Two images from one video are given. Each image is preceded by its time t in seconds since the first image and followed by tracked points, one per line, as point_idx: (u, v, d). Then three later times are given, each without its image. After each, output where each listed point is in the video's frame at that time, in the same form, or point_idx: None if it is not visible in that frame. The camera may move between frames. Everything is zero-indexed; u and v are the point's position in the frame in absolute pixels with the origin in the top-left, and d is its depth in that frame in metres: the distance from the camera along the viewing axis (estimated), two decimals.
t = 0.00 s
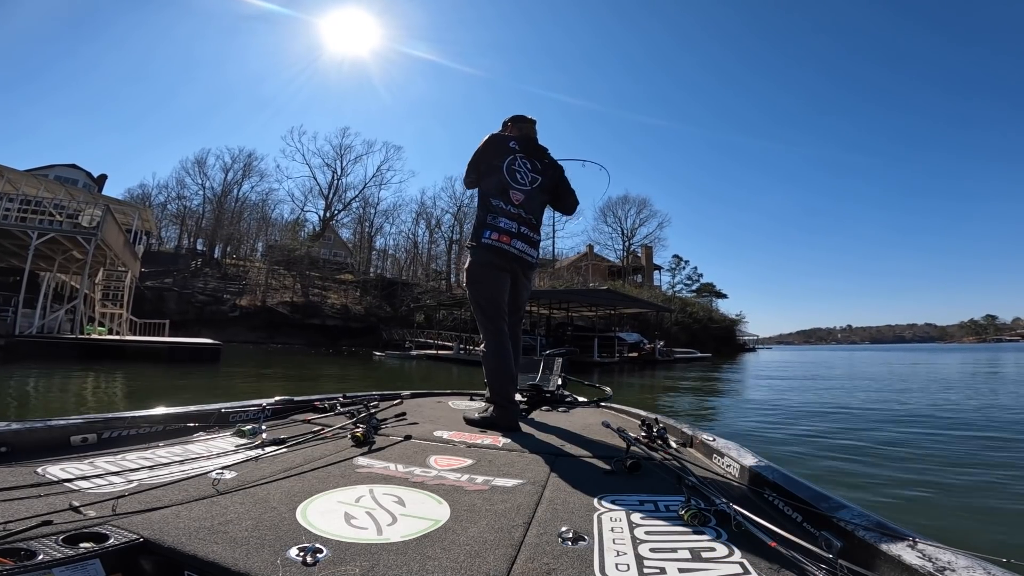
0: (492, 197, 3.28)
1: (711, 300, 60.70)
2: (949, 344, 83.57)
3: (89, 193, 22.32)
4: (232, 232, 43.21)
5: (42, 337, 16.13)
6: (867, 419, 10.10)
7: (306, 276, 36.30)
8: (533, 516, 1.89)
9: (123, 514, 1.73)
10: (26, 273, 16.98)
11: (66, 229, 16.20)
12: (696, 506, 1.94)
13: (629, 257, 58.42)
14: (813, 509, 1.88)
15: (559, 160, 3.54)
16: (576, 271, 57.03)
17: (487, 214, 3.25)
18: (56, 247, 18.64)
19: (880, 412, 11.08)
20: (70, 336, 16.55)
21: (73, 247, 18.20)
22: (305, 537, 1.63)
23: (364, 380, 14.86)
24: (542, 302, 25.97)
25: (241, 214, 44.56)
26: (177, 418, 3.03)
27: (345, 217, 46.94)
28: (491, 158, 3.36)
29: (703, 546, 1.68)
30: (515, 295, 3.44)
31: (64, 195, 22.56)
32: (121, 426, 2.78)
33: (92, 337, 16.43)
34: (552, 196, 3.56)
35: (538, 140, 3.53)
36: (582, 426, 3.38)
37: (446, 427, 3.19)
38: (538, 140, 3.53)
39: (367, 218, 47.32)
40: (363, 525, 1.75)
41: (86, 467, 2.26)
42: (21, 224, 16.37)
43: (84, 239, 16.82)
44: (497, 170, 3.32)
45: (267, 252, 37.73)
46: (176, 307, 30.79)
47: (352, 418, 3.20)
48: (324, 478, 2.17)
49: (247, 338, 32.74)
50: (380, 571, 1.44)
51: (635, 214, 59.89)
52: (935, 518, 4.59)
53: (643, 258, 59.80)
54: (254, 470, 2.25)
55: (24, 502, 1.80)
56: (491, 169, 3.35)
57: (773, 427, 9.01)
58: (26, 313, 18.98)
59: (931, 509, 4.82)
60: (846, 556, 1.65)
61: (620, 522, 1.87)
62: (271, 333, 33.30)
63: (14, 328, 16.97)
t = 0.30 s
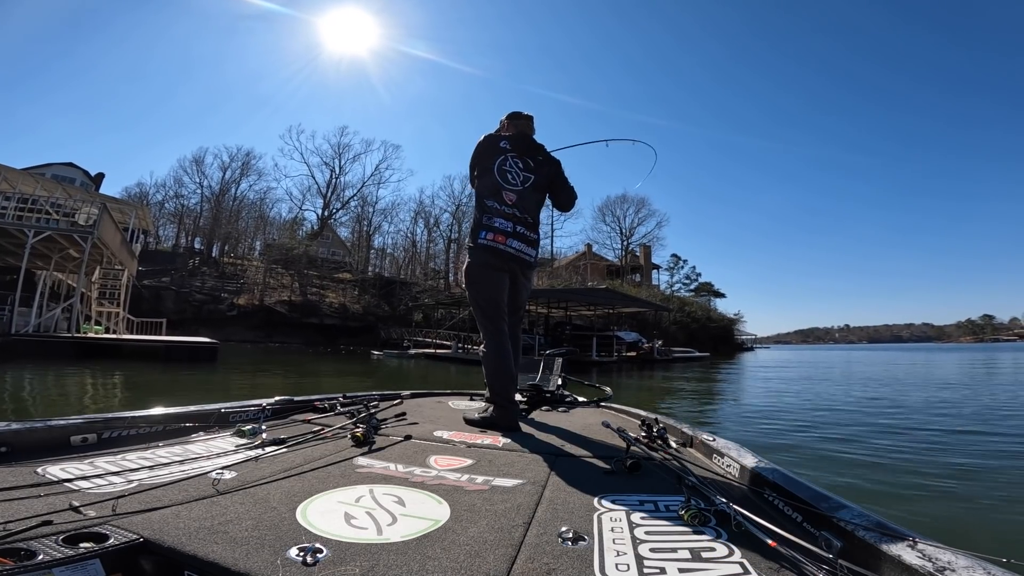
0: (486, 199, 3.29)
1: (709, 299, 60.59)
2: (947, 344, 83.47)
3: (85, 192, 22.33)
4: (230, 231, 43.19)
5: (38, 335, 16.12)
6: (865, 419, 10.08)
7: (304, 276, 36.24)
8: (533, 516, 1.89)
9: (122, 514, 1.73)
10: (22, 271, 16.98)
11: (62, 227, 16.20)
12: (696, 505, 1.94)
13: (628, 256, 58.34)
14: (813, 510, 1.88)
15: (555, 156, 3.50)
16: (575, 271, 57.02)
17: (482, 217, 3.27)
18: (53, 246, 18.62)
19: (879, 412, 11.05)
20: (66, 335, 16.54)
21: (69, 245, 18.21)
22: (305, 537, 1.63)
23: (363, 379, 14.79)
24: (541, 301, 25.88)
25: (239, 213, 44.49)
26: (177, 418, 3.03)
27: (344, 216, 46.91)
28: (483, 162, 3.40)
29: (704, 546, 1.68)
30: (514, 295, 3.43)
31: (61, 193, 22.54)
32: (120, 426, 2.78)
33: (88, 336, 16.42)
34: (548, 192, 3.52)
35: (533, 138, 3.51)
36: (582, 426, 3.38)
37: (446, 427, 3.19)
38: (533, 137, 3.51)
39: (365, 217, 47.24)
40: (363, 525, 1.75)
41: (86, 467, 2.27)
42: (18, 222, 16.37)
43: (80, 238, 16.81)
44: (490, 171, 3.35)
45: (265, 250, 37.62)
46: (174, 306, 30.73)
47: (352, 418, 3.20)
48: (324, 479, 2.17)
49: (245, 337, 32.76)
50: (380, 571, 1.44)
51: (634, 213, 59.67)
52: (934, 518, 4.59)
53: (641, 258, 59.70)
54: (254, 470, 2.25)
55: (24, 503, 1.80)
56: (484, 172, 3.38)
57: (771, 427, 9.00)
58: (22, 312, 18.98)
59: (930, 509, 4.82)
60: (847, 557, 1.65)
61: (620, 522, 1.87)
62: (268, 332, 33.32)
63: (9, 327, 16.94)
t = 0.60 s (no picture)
0: (482, 201, 3.31)
1: (707, 298, 60.55)
2: (943, 344, 83.78)
3: (82, 189, 22.43)
4: (228, 229, 43.15)
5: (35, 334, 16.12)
6: (861, 418, 10.10)
7: (303, 274, 36.15)
8: (533, 516, 1.89)
9: (122, 514, 1.73)
10: (18, 269, 16.97)
11: (58, 225, 16.20)
12: (696, 505, 1.94)
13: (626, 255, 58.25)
14: (813, 509, 1.88)
15: (549, 154, 3.47)
16: (574, 270, 57.00)
17: (477, 219, 3.30)
18: (50, 244, 18.62)
19: (875, 412, 11.07)
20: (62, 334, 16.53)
21: (66, 243, 18.22)
22: (306, 537, 1.63)
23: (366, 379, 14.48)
24: (538, 300, 25.84)
25: (237, 211, 44.41)
26: (177, 418, 3.03)
27: (341, 214, 46.92)
28: (477, 164, 3.43)
29: (703, 546, 1.68)
30: (513, 295, 3.42)
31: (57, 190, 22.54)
32: (120, 426, 2.78)
33: (84, 334, 16.42)
34: (545, 190, 3.48)
35: (528, 136, 3.49)
36: (582, 427, 3.38)
37: (446, 427, 3.19)
38: (529, 135, 3.49)
39: (363, 216, 47.07)
40: (363, 525, 1.75)
41: (86, 466, 2.26)
42: (14, 220, 16.37)
43: (77, 235, 16.80)
44: (484, 173, 3.38)
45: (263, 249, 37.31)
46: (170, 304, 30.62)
47: (352, 418, 3.20)
48: (324, 479, 2.17)
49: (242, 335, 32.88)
50: (380, 571, 1.44)
51: (633, 212, 59.36)
52: (931, 516, 4.60)
53: (640, 257, 59.66)
54: (254, 469, 2.25)
55: (24, 502, 1.81)
56: (479, 174, 3.41)
57: (767, 426, 9.03)
58: (19, 310, 19.01)
59: (927, 508, 4.82)
60: (846, 557, 1.65)
61: (620, 522, 1.87)
62: (266, 330, 33.48)
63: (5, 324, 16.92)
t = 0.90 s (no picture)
0: (515, 205, 3.27)
1: (624, 303, 61.73)
2: (871, 349, 85.63)
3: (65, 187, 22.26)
4: (120, 216, 38.81)
5: None
6: (832, 432, 10.28)
7: (204, 267, 34.97)
8: (533, 516, 1.89)
9: (123, 514, 1.73)
10: None
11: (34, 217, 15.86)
12: (697, 505, 1.94)
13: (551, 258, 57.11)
14: (813, 510, 1.88)
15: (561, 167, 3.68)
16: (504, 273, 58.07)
17: (508, 223, 3.23)
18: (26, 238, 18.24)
19: (834, 426, 11.18)
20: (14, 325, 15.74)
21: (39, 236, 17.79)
22: (306, 537, 1.63)
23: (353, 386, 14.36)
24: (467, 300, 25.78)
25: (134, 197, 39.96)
26: (177, 419, 3.03)
27: (254, 206, 45.95)
28: (515, 163, 3.31)
29: (704, 546, 1.68)
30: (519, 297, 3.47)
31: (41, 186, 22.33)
32: (120, 427, 2.78)
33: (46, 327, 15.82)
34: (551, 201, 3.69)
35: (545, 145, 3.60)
36: (581, 427, 3.38)
37: (446, 427, 3.19)
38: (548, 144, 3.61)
39: (280, 208, 45.88)
40: (363, 525, 1.75)
41: (86, 466, 2.26)
42: None
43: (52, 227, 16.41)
44: (522, 175, 3.32)
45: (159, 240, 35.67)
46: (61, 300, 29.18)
47: (353, 418, 3.20)
48: (324, 479, 2.17)
49: (132, 332, 31.65)
50: (380, 571, 1.44)
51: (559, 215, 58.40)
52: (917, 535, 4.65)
53: (566, 261, 58.01)
54: (254, 470, 2.25)
55: (24, 502, 1.80)
56: (513, 174, 3.31)
57: (751, 441, 9.10)
58: None
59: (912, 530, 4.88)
60: (849, 559, 1.64)
61: (620, 522, 1.88)
62: (160, 328, 32.31)
63: None
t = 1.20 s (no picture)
0: (514, 206, 3.27)
1: (621, 304, 61.80)
2: (865, 348, 85.86)
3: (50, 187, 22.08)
4: (114, 215, 38.67)
5: None
6: (819, 431, 10.38)
7: (199, 267, 34.86)
8: (534, 516, 1.89)
9: (124, 515, 1.73)
10: None
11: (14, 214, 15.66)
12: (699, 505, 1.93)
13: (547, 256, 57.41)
14: (814, 510, 1.88)
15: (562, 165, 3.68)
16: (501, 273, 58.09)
17: (508, 224, 3.24)
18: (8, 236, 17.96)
19: (821, 424, 11.24)
20: None
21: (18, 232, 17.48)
22: (306, 537, 1.63)
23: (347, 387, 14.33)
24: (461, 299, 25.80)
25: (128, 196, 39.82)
26: (179, 419, 3.04)
27: (249, 205, 45.69)
28: (512, 163, 3.29)
29: (705, 546, 1.67)
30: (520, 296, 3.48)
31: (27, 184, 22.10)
32: (121, 427, 2.77)
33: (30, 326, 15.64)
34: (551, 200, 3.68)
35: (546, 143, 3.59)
36: (581, 427, 3.38)
37: (447, 426, 3.19)
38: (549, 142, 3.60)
39: (275, 208, 45.66)
40: (363, 525, 1.75)
41: (87, 467, 2.26)
42: None
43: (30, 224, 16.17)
44: (521, 175, 3.31)
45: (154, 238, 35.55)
46: (53, 300, 29.17)
47: (354, 418, 3.20)
48: (324, 479, 2.17)
49: (126, 332, 31.61)
50: (381, 571, 1.44)
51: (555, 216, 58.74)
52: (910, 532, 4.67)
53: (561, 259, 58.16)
54: (256, 470, 2.26)
55: (27, 503, 1.81)
56: (510, 174, 3.29)
57: (745, 440, 9.11)
58: None
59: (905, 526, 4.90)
60: (850, 558, 1.64)
61: (621, 522, 1.87)
62: (153, 327, 32.20)
63: None
